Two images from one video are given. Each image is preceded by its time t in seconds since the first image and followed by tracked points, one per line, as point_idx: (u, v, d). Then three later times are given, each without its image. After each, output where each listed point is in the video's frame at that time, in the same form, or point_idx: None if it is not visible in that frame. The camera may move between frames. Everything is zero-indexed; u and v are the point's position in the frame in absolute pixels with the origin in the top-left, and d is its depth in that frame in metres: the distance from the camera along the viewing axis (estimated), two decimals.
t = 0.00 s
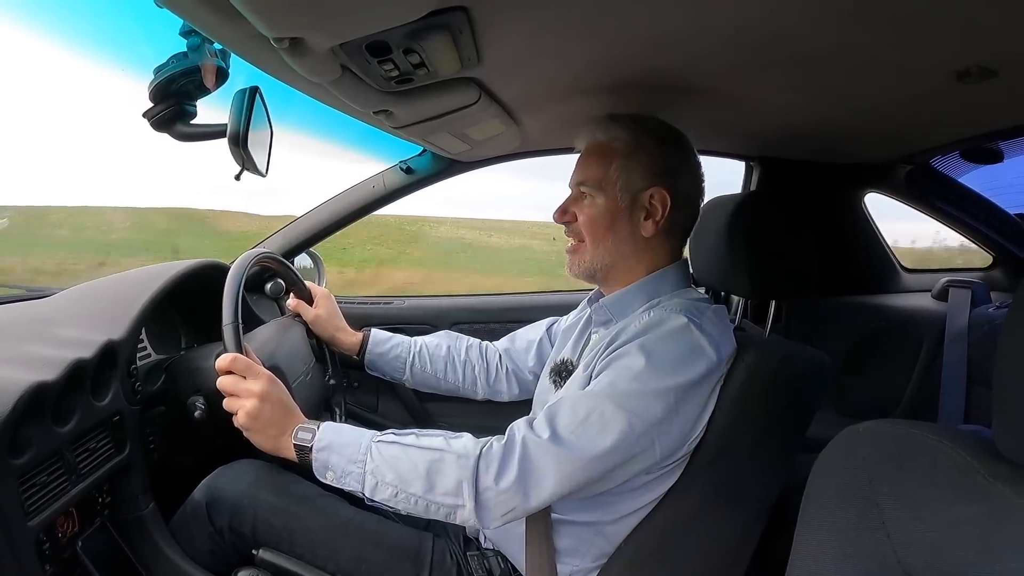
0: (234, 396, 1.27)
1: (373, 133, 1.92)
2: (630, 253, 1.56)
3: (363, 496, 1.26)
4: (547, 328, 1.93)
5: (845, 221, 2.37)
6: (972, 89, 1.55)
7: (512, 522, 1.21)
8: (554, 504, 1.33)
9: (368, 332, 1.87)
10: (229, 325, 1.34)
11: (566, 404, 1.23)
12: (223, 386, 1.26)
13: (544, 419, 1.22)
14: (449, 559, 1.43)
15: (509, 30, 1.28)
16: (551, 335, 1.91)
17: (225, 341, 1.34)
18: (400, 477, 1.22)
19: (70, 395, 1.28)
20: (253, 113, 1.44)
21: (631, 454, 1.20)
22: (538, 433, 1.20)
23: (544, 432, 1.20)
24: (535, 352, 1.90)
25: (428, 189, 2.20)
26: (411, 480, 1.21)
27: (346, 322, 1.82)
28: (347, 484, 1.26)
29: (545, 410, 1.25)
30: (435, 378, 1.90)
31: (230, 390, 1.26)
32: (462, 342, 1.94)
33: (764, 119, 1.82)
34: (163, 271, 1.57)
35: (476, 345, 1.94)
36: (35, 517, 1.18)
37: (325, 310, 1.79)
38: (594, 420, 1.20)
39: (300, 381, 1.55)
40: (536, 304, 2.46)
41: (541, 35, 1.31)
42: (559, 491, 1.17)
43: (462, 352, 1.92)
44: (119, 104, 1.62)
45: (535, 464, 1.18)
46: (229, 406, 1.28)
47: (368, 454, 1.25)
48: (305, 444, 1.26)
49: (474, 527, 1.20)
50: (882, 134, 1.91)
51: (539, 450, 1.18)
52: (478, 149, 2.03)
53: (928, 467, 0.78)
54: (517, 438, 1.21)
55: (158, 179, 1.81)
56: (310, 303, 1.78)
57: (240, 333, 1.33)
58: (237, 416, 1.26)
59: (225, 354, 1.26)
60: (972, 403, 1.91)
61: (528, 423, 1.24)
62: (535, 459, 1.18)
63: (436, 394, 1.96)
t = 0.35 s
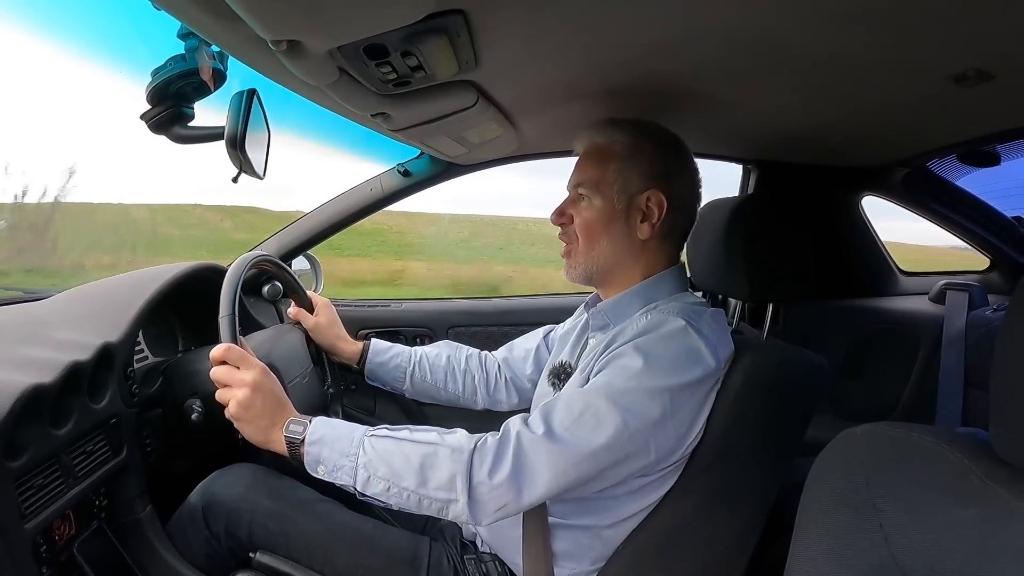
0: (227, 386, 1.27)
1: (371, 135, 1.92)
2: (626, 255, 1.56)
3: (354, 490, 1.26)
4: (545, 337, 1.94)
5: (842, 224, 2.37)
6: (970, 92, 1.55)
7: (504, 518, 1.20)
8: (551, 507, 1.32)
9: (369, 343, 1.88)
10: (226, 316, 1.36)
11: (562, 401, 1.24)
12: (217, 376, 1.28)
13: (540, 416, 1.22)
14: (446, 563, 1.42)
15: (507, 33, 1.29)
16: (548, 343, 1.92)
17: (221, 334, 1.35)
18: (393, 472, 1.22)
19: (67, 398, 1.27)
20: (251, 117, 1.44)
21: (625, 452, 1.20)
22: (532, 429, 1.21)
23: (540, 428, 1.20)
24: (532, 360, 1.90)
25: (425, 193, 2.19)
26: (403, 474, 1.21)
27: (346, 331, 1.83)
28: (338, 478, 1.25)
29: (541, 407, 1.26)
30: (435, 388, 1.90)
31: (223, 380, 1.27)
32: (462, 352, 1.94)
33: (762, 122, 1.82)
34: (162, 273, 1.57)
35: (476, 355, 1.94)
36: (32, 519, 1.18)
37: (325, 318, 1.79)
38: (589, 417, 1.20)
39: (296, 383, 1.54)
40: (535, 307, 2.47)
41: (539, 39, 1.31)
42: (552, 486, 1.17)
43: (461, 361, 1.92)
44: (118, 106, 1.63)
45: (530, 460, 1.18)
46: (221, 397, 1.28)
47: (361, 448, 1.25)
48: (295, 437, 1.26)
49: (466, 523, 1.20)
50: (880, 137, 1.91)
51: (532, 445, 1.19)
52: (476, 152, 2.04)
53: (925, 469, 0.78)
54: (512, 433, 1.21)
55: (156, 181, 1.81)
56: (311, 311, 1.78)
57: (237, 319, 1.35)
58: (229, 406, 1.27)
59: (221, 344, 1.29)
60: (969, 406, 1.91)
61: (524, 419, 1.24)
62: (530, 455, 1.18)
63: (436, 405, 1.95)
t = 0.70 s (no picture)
0: (229, 385, 1.28)
1: (372, 134, 1.92)
2: (625, 251, 1.56)
3: (357, 488, 1.26)
4: (545, 334, 1.94)
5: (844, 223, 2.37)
6: (973, 91, 1.54)
7: (507, 517, 1.20)
8: (554, 506, 1.33)
9: (370, 341, 1.88)
10: (228, 314, 1.36)
11: (564, 398, 1.24)
12: (218, 376, 1.28)
13: (542, 413, 1.22)
14: (448, 562, 1.42)
15: (509, 32, 1.28)
16: (550, 340, 1.92)
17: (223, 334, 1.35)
18: (396, 470, 1.22)
19: (69, 396, 1.27)
20: (253, 115, 1.44)
21: (627, 449, 1.20)
22: (534, 427, 1.21)
23: (541, 426, 1.20)
24: (534, 357, 1.89)
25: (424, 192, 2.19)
26: (406, 472, 1.21)
27: (348, 329, 1.83)
28: (341, 477, 1.25)
29: (543, 404, 1.26)
30: (437, 386, 1.90)
31: (225, 379, 1.27)
32: (464, 349, 1.94)
33: (764, 121, 1.82)
34: (163, 272, 1.57)
35: (478, 352, 1.94)
36: (34, 517, 1.18)
37: (327, 316, 1.79)
38: (591, 414, 1.20)
39: (298, 381, 1.54)
40: (536, 306, 2.47)
41: (541, 37, 1.31)
42: (555, 484, 1.17)
43: (463, 359, 1.92)
44: (121, 104, 1.63)
45: (532, 457, 1.18)
46: (224, 397, 1.28)
47: (363, 447, 1.25)
48: (298, 436, 1.26)
49: (470, 520, 1.20)
50: (882, 136, 1.91)
51: (535, 443, 1.19)
52: (478, 151, 2.04)
53: (927, 469, 0.78)
54: (514, 431, 1.21)
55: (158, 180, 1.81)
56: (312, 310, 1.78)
57: (238, 319, 1.35)
58: (231, 406, 1.27)
59: (222, 343, 1.29)
60: (971, 406, 1.91)
61: (525, 417, 1.24)
62: (532, 453, 1.18)
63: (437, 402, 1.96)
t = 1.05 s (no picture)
0: (233, 401, 1.27)
1: (376, 144, 1.92)
2: (636, 263, 1.56)
3: (362, 504, 1.26)
4: (546, 339, 1.94)
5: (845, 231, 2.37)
6: (972, 99, 1.55)
7: (511, 532, 1.20)
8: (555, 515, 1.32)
9: (370, 347, 1.88)
10: (230, 329, 1.36)
11: (567, 412, 1.23)
12: (223, 391, 1.27)
13: (545, 428, 1.22)
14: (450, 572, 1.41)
15: (509, 41, 1.29)
16: (551, 344, 1.92)
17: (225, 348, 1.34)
18: (400, 486, 1.22)
19: (71, 405, 1.28)
20: (254, 125, 1.45)
21: (631, 463, 1.20)
22: (538, 442, 1.20)
23: (545, 441, 1.20)
24: (535, 363, 1.90)
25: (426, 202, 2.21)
26: (410, 489, 1.21)
27: (348, 336, 1.83)
28: (346, 492, 1.25)
29: (546, 418, 1.25)
30: (437, 391, 1.89)
31: (229, 395, 1.26)
32: (464, 355, 1.93)
33: (765, 129, 1.82)
34: (166, 281, 1.58)
35: (478, 357, 1.93)
36: (35, 526, 1.18)
37: (327, 324, 1.80)
38: (595, 429, 1.20)
39: (300, 392, 1.54)
40: (538, 315, 2.47)
41: (541, 46, 1.31)
42: (559, 500, 1.17)
43: (463, 364, 1.91)
44: (123, 114, 1.63)
45: (536, 474, 1.18)
46: (229, 413, 1.28)
47: (369, 462, 1.25)
48: (304, 451, 1.26)
49: (473, 536, 1.20)
50: (882, 144, 1.91)
51: (539, 459, 1.18)
52: (479, 161, 2.04)
53: (931, 479, 0.78)
54: (518, 448, 1.21)
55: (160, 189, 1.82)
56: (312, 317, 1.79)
57: (240, 337, 1.34)
58: (237, 421, 1.26)
59: (226, 358, 1.27)
60: (974, 413, 1.90)
61: (528, 432, 1.24)
62: (536, 468, 1.18)
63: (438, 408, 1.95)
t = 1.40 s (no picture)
0: (234, 398, 1.26)
1: (377, 137, 1.92)
2: (629, 251, 1.56)
3: (363, 499, 1.26)
4: (545, 331, 1.94)
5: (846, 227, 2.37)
6: (974, 95, 1.54)
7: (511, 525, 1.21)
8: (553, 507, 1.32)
9: (370, 336, 1.88)
10: (230, 325, 1.35)
11: (566, 406, 1.23)
12: (223, 388, 1.26)
13: (544, 422, 1.22)
14: (448, 563, 1.42)
15: (510, 35, 1.29)
16: (549, 337, 1.92)
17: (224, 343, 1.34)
18: (400, 482, 1.22)
19: (70, 397, 1.28)
20: (254, 117, 1.44)
21: (630, 457, 1.20)
22: (537, 437, 1.20)
23: (544, 436, 1.20)
24: (533, 355, 1.89)
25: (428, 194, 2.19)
26: (411, 484, 1.21)
27: (348, 325, 1.83)
28: (347, 488, 1.25)
29: (545, 412, 1.25)
30: (436, 382, 1.90)
31: (229, 391, 1.26)
32: (463, 346, 1.93)
33: (765, 124, 1.82)
34: (165, 274, 1.57)
35: (477, 349, 1.94)
36: (35, 518, 1.18)
37: (326, 313, 1.79)
38: (594, 423, 1.20)
39: (300, 384, 1.54)
40: (537, 308, 2.47)
41: (542, 40, 1.31)
42: (559, 494, 1.17)
43: (462, 356, 1.92)
44: (123, 106, 1.63)
45: (536, 469, 1.18)
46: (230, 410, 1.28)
47: (368, 458, 1.25)
48: (304, 447, 1.26)
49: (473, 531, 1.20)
50: (883, 139, 1.91)
51: (538, 454, 1.18)
52: (478, 154, 2.04)
53: (929, 473, 0.78)
54: (517, 443, 1.21)
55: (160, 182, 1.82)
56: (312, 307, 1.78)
57: (240, 334, 1.34)
58: (238, 418, 1.26)
59: (225, 356, 1.26)
60: (972, 409, 1.90)
61: (528, 426, 1.24)
62: (535, 463, 1.18)
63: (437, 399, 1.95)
